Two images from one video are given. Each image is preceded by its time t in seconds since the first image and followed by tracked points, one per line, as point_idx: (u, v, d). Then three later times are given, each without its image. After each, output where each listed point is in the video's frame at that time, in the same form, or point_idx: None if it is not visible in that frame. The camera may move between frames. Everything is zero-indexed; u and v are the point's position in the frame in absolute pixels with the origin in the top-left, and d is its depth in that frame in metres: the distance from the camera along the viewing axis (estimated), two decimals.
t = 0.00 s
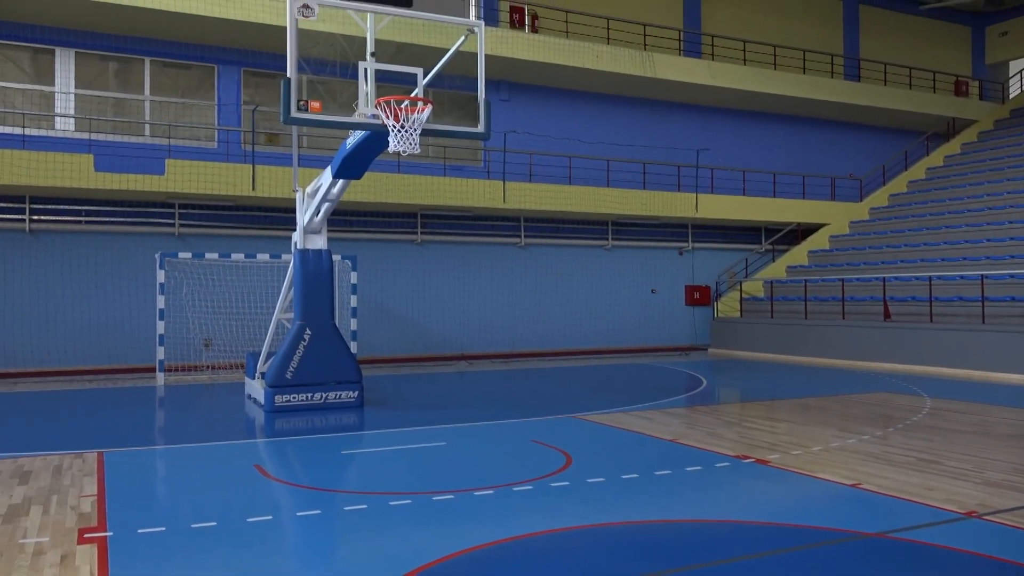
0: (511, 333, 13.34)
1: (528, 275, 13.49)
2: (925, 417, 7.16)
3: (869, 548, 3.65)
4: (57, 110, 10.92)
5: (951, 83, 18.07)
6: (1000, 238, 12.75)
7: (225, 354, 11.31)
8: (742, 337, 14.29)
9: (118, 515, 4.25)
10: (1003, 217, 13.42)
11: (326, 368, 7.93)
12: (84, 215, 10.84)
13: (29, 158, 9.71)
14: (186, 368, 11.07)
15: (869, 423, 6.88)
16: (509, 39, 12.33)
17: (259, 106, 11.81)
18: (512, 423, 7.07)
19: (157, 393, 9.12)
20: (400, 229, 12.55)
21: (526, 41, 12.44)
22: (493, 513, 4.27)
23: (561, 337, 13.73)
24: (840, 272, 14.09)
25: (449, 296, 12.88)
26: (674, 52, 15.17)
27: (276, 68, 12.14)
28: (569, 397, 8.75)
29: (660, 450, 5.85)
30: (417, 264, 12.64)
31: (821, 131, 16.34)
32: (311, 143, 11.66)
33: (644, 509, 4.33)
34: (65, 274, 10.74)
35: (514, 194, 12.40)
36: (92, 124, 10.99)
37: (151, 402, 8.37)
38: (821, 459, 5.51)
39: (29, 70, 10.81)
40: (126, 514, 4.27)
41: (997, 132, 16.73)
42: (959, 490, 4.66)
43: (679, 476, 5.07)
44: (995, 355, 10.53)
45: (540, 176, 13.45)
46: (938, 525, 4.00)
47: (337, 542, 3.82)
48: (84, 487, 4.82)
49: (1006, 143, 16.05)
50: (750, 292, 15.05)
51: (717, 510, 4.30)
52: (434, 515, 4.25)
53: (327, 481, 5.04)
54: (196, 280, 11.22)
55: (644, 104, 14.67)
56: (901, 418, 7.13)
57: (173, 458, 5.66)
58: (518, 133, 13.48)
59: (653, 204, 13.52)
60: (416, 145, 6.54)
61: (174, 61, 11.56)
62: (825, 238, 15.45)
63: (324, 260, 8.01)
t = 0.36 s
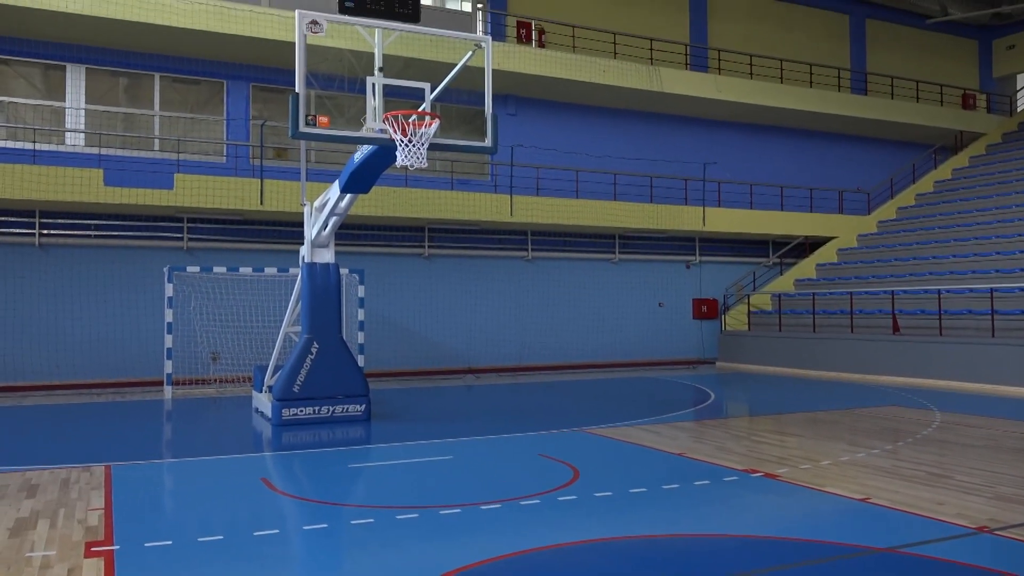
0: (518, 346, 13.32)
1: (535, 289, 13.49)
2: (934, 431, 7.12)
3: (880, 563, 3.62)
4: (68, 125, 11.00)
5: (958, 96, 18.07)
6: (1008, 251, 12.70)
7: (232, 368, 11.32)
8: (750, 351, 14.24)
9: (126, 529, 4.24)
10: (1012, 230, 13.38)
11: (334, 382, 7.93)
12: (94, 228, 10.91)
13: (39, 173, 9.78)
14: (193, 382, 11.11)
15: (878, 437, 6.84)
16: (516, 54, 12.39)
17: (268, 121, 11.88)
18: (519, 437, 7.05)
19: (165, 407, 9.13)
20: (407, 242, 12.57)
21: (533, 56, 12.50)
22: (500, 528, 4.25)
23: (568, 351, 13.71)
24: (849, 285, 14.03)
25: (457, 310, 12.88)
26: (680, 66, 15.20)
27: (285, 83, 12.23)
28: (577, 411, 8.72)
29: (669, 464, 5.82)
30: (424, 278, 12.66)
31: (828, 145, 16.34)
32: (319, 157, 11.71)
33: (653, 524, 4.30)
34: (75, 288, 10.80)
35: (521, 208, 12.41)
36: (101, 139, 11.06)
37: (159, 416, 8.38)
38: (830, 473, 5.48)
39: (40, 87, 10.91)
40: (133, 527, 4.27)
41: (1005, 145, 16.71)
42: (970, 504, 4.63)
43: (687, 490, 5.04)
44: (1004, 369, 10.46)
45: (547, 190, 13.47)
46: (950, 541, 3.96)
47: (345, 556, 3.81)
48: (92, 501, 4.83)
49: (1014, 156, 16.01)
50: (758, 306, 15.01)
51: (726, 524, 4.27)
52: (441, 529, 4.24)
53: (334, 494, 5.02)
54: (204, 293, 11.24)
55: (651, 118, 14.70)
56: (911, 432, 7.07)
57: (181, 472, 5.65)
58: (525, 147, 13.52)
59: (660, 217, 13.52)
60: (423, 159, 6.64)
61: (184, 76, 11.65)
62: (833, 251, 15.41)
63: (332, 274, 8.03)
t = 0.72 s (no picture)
0: (521, 351, 13.32)
1: (538, 294, 13.49)
2: (938, 436, 7.10)
3: (883, 569, 3.60)
4: (72, 131, 11.04)
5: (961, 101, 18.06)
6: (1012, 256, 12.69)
7: (235, 373, 11.35)
8: (753, 356, 14.22)
9: (128, 533, 4.25)
10: (1015, 235, 13.36)
11: (336, 387, 7.93)
12: (98, 234, 10.95)
13: (44, 179, 9.81)
14: (197, 387, 11.16)
15: (881, 442, 6.82)
16: (519, 59, 12.41)
17: (271, 127, 11.92)
18: (522, 442, 7.05)
19: (167, 412, 9.15)
20: (410, 247, 12.59)
21: (535, 62, 12.53)
22: (502, 533, 4.24)
23: (571, 356, 13.70)
24: (852, 289, 14.01)
25: (459, 315, 12.89)
26: (683, 71, 15.22)
27: (288, 89, 12.27)
28: (580, 416, 8.72)
29: (672, 470, 5.81)
30: (427, 283, 12.67)
31: (831, 149, 16.34)
32: (322, 163, 11.74)
33: (656, 529, 4.29)
34: (79, 293, 10.83)
35: (523, 213, 12.43)
36: (105, 145, 11.10)
37: (162, 421, 8.40)
38: (834, 479, 5.46)
39: (45, 93, 10.95)
40: (135, 533, 4.27)
41: (1008, 150, 16.69)
42: (974, 510, 4.61)
43: (690, 495, 5.03)
44: (1008, 375, 10.43)
45: (549, 195, 13.49)
46: (954, 546, 3.95)
47: (347, 561, 3.81)
48: (95, 506, 4.84)
49: (1017, 161, 16.00)
50: (761, 311, 15.00)
51: (729, 530, 4.26)
52: (443, 534, 4.23)
53: (337, 500, 5.01)
54: (207, 298, 11.25)
55: (653, 123, 14.71)
56: (914, 437, 7.06)
57: (184, 477, 5.66)
58: (528, 152, 13.54)
59: (663, 222, 13.52)
60: (426, 165, 6.64)
61: (188, 82, 11.70)
62: (836, 256, 15.39)
63: (335, 279, 8.05)
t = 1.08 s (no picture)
0: (522, 351, 13.32)
1: (538, 294, 13.49)
2: (939, 436, 7.10)
3: (884, 570, 3.60)
4: (73, 132, 11.05)
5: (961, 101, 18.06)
6: (1012, 257, 12.69)
7: (236, 373, 11.35)
8: (753, 356, 14.21)
9: (129, 533, 4.25)
10: (1015, 235, 13.36)
11: (337, 387, 7.93)
12: (98, 234, 10.95)
13: (44, 179, 9.81)
14: (197, 388, 11.17)
15: (882, 442, 6.82)
16: (519, 60, 12.41)
17: (271, 127, 11.92)
18: (522, 442, 7.04)
19: (168, 412, 9.15)
20: (410, 248, 12.59)
21: (536, 62, 12.53)
22: (503, 534, 4.23)
23: (572, 356, 13.70)
24: (853, 290, 13.99)
25: (460, 315, 12.89)
26: (683, 71, 15.22)
27: (288, 89, 12.27)
28: (581, 416, 8.72)
29: (673, 470, 5.80)
30: (427, 283, 12.68)
31: (832, 149, 16.33)
32: (322, 164, 11.75)
33: (656, 529, 4.29)
34: (80, 293, 10.83)
35: (524, 214, 12.44)
36: (105, 145, 11.11)
37: (163, 421, 8.41)
38: (834, 479, 5.46)
39: (45, 93, 10.94)
40: (135, 533, 4.27)
41: (1009, 150, 16.68)
42: (975, 510, 4.60)
43: (692, 495, 5.02)
44: (1009, 375, 10.43)
45: (550, 196, 13.49)
46: (955, 546, 3.95)
47: (347, 561, 3.81)
48: (96, 505, 4.85)
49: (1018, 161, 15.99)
50: (762, 311, 15.02)
51: (730, 530, 4.25)
52: (444, 534, 4.23)
53: (337, 500, 5.01)
54: (207, 298, 11.25)
55: (654, 123, 14.71)
56: (915, 437, 7.07)
57: (185, 477, 5.66)
58: (528, 153, 13.54)
59: (664, 223, 13.52)
60: (427, 165, 6.64)
61: (188, 83, 11.69)
62: (837, 256, 15.38)
63: (335, 279, 8.06)
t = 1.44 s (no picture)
0: (523, 351, 13.32)
1: (539, 294, 13.49)
2: (939, 436, 7.10)
3: (885, 570, 3.60)
4: (74, 132, 11.06)
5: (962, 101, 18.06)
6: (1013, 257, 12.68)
7: (237, 373, 11.36)
8: (754, 357, 14.21)
9: (130, 533, 4.26)
10: (1017, 235, 13.35)
11: (338, 388, 7.93)
12: (99, 235, 10.96)
13: (45, 180, 9.82)
14: (199, 388, 11.18)
15: (883, 443, 6.82)
16: (520, 60, 12.42)
17: (272, 127, 11.93)
18: (523, 442, 7.04)
19: (169, 412, 9.17)
20: (411, 248, 12.60)
21: (537, 62, 12.53)
22: (505, 534, 4.23)
23: (573, 356, 13.71)
24: (854, 290, 13.98)
25: (461, 315, 12.90)
26: (684, 71, 15.23)
27: (289, 90, 12.27)
28: (582, 416, 8.72)
29: (674, 470, 5.81)
30: (428, 283, 12.68)
31: (832, 149, 16.33)
32: (322, 164, 11.75)
33: (657, 529, 4.30)
34: (81, 294, 10.84)
35: (524, 214, 12.45)
36: (107, 146, 11.13)
37: (164, 421, 8.43)
38: (835, 479, 5.46)
39: (46, 93, 10.94)
40: (136, 533, 4.28)
41: (1010, 150, 16.67)
42: (976, 510, 4.60)
43: (692, 496, 5.02)
44: (1010, 375, 10.43)
45: (551, 196, 13.50)
46: (956, 546, 3.95)
47: (348, 561, 3.81)
48: (97, 505, 4.86)
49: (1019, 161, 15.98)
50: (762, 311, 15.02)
51: (731, 530, 4.26)
52: (445, 534, 4.24)
53: (338, 500, 5.02)
54: (208, 299, 11.26)
55: (654, 123, 14.71)
56: (916, 438, 7.07)
57: (185, 477, 5.67)
58: (529, 153, 13.55)
59: (664, 223, 13.52)
60: (428, 166, 6.64)
61: (189, 83, 11.70)
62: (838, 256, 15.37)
63: (336, 279, 8.07)
